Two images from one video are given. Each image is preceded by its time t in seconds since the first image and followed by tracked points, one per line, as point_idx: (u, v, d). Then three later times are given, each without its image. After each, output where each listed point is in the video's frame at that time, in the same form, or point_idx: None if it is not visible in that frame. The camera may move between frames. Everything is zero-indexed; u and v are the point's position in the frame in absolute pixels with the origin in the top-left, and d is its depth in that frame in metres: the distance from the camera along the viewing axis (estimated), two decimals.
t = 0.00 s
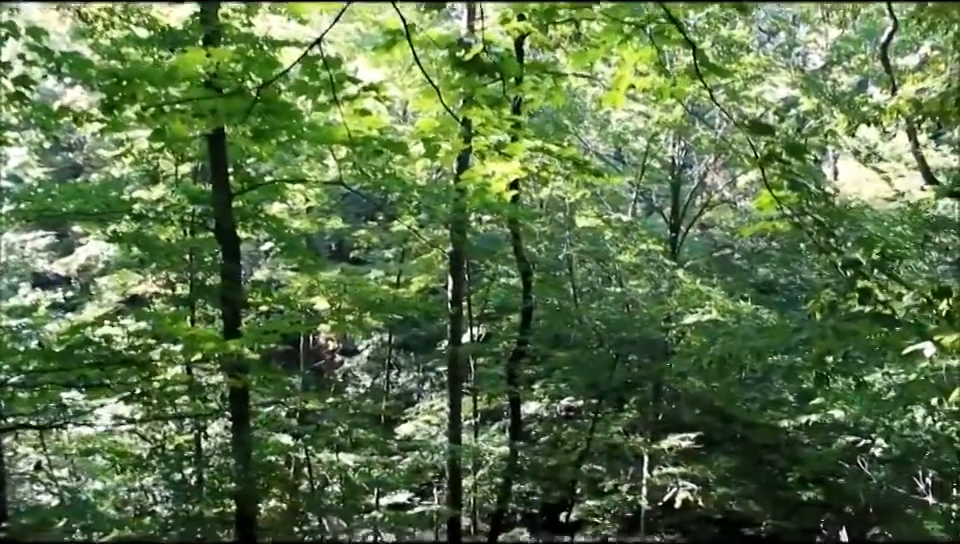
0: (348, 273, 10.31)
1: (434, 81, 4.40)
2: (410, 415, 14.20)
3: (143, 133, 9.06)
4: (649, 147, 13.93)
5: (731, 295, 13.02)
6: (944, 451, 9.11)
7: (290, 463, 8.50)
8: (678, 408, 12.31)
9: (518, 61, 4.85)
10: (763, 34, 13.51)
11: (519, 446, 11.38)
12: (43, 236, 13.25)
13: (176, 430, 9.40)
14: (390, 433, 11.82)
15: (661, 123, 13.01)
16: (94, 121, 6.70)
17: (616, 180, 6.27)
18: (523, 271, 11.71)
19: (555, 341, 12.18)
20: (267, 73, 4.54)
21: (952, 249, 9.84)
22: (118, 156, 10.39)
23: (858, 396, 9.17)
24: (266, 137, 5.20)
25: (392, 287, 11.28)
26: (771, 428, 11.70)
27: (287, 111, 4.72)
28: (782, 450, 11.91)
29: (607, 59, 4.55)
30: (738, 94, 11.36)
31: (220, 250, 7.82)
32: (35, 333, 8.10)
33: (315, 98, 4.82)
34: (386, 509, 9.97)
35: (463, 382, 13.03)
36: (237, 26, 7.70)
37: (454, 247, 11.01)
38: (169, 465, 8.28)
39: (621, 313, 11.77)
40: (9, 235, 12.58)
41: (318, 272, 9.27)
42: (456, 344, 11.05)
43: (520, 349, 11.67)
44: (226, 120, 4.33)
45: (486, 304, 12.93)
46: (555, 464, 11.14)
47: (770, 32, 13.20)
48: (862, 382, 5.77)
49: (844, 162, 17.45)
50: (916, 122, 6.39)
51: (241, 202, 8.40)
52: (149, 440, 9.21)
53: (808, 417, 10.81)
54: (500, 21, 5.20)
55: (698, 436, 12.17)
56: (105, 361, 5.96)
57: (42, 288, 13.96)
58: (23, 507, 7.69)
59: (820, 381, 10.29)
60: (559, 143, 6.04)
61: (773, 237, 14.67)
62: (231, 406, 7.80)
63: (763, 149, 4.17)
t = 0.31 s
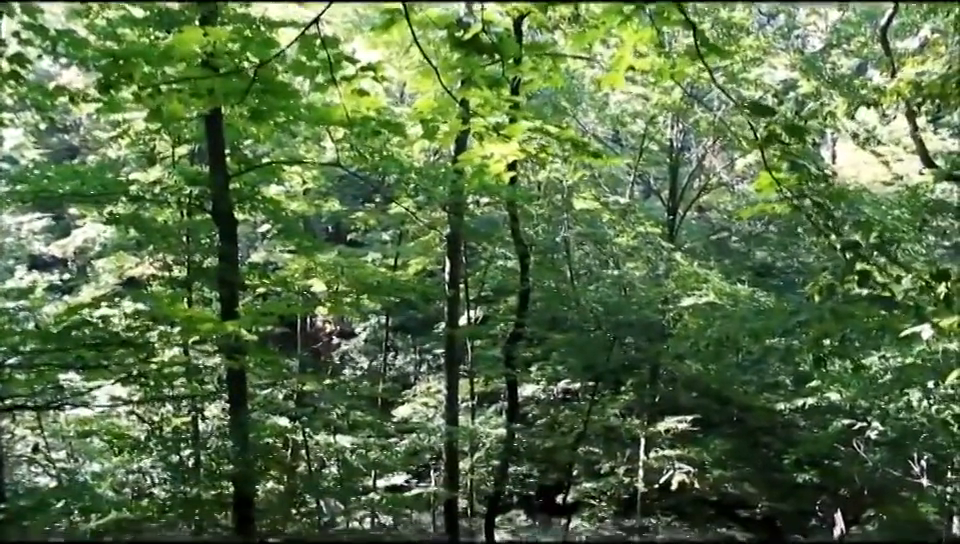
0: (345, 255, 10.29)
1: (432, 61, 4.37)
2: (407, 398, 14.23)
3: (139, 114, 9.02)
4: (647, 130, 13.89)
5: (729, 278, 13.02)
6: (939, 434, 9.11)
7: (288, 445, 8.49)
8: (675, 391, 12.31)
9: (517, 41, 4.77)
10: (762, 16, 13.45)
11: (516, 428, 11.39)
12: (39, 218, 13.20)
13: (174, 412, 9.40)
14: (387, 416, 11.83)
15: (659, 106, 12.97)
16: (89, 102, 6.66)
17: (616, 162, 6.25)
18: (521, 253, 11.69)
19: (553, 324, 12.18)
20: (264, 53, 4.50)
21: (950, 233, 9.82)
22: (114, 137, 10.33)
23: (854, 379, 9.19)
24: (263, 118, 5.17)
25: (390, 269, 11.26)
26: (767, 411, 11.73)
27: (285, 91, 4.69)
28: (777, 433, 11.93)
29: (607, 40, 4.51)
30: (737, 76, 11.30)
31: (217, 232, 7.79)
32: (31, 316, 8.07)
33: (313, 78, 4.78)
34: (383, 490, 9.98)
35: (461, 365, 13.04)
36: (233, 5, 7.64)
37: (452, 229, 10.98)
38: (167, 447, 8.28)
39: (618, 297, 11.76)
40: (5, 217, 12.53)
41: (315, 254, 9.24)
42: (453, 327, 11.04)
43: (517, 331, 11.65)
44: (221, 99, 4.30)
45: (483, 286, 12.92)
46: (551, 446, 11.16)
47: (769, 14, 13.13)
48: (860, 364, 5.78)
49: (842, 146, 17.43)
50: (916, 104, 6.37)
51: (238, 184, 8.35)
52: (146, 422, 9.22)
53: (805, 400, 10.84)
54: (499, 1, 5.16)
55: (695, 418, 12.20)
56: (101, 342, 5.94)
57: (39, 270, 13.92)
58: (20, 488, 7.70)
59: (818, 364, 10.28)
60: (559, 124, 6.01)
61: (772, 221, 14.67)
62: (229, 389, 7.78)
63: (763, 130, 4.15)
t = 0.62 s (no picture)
0: (342, 233, 10.26)
1: (429, 35, 4.34)
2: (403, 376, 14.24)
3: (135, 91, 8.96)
4: (644, 107, 13.85)
5: (725, 257, 13.03)
6: (933, 412, 9.13)
7: (285, 422, 8.48)
8: (671, 369, 12.35)
9: (515, 17, 4.73)
10: None
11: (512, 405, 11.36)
12: (33, 196, 13.11)
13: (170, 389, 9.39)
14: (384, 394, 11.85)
15: (656, 83, 12.92)
16: (83, 78, 6.62)
17: (613, 138, 6.25)
18: (518, 231, 11.67)
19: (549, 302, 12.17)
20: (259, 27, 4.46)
21: (947, 211, 9.81)
22: (108, 114, 10.27)
23: (849, 357, 9.23)
24: (257, 93, 5.16)
25: (386, 247, 11.23)
26: (762, 390, 11.78)
27: (279, 65, 4.67)
28: (773, 411, 12.00)
29: (606, 15, 4.48)
30: (734, 54, 11.27)
31: (213, 208, 7.75)
32: (27, 294, 8.05)
33: (309, 53, 4.74)
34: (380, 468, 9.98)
35: (458, 343, 13.05)
36: None
37: (448, 207, 10.92)
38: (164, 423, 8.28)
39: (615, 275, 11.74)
40: None
41: (311, 232, 9.22)
42: (449, 304, 11.03)
43: (513, 310, 11.65)
44: (217, 74, 4.28)
45: (479, 265, 12.92)
46: (547, 424, 11.19)
47: None
48: (856, 342, 5.80)
49: (839, 125, 17.41)
50: (914, 81, 6.36)
51: (234, 161, 8.32)
52: (143, 400, 9.22)
53: (800, 379, 10.89)
54: None
55: (691, 396, 12.24)
56: (97, 318, 5.93)
57: (34, 248, 13.86)
58: (18, 465, 7.72)
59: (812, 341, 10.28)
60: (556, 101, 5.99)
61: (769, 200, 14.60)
62: (225, 368, 7.68)
63: (761, 106, 4.12)
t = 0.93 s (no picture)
0: (342, 216, 10.25)
1: (430, 15, 4.31)
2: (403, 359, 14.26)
3: (134, 73, 8.92)
4: (645, 90, 13.80)
5: (725, 239, 13.02)
6: (933, 395, 9.14)
7: (286, 404, 8.48)
8: (671, 352, 12.35)
9: None
10: None
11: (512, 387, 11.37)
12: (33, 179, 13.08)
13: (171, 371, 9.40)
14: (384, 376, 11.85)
15: (657, 66, 12.87)
16: (82, 60, 6.59)
17: (613, 120, 6.23)
18: (518, 214, 11.65)
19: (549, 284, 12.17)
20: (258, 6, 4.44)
21: (948, 194, 9.79)
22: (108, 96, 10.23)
23: (849, 339, 9.23)
24: (258, 75, 5.14)
25: (386, 230, 11.22)
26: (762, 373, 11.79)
27: (278, 45, 4.64)
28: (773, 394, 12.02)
29: None
30: (736, 36, 11.22)
31: (213, 190, 7.72)
32: (27, 277, 8.06)
33: (309, 34, 4.71)
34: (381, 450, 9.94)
35: (458, 326, 13.06)
36: None
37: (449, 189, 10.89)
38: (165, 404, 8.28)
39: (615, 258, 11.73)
40: None
41: (311, 214, 9.20)
42: (450, 287, 11.02)
43: (514, 292, 11.63)
44: (216, 55, 4.25)
45: (480, 247, 12.91)
46: (547, 407, 11.19)
47: None
48: (856, 325, 5.80)
49: (840, 107, 17.35)
50: (916, 62, 6.33)
51: (233, 143, 8.28)
52: (143, 382, 9.24)
53: (800, 362, 10.89)
54: None
55: (690, 379, 12.26)
56: (98, 300, 5.93)
57: (35, 231, 13.84)
58: (18, 448, 7.72)
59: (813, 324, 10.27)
60: (557, 82, 5.96)
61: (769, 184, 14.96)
62: (227, 349, 7.68)
63: (764, 86, 4.11)
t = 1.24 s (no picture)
0: (342, 197, 10.23)
1: None
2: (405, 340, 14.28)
3: (133, 53, 8.87)
4: (646, 70, 13.73)
5: (726, 220, 12.99)
6: (934, 376, 9.13)
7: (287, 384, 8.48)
8: (672, 333, 12.36)
9: None
10: None
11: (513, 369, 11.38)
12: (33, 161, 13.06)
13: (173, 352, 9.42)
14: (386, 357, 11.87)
15: (659, 46, 12.81)
16: (81, 39, 6.56)
17: (615, 100, 6.20)
18: (519, 195, 11.61)
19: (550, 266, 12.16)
20: None
21: (951, 175, 9.75)
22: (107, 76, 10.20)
23: (850, 320, 9.23)
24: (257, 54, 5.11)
25: (387, 211, 11.20)
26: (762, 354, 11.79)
27: (278, 24, 4.61)
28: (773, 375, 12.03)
29: None
30: (739, 15, 11.15)
31: (213, 171, 7.68)
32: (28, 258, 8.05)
33: (308, 13, 4.68)
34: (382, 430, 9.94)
35: (459, 307, 13.06)
36: None
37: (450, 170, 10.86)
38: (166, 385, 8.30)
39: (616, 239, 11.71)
40: None
41: (312, 195, 9.18)
42: (451, 268, 11.01)
43: (515, 273, 11.62)
44: (214, 34, 4.22)
45: (481, 228, 12.89)
46: (548, 388, 11.21)
47: None
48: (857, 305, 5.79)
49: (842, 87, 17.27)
50: (920, 41, 6.29)
51: (233, 124, 8.26)
52: (145, 363, 9.26)
53: (800, 343, 10.89)
54: None
55: (691, 360, 12.27)
56: (98, 280, 5.92)
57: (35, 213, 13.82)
58: (21, 429, 7.74)
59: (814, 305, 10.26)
60: (558, 62, 5.92)
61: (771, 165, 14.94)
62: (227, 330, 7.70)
63: (768, 65, 4.07)
